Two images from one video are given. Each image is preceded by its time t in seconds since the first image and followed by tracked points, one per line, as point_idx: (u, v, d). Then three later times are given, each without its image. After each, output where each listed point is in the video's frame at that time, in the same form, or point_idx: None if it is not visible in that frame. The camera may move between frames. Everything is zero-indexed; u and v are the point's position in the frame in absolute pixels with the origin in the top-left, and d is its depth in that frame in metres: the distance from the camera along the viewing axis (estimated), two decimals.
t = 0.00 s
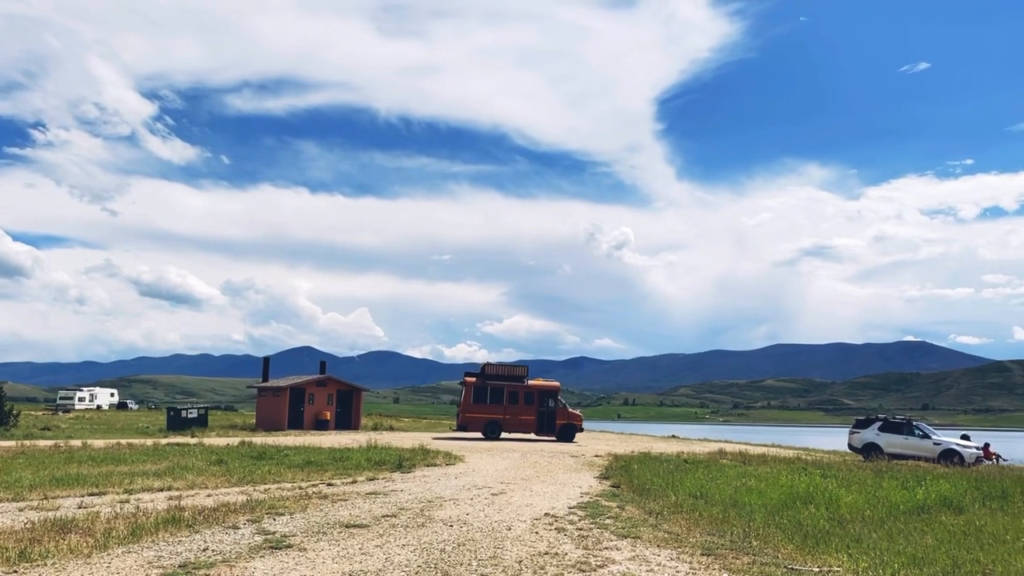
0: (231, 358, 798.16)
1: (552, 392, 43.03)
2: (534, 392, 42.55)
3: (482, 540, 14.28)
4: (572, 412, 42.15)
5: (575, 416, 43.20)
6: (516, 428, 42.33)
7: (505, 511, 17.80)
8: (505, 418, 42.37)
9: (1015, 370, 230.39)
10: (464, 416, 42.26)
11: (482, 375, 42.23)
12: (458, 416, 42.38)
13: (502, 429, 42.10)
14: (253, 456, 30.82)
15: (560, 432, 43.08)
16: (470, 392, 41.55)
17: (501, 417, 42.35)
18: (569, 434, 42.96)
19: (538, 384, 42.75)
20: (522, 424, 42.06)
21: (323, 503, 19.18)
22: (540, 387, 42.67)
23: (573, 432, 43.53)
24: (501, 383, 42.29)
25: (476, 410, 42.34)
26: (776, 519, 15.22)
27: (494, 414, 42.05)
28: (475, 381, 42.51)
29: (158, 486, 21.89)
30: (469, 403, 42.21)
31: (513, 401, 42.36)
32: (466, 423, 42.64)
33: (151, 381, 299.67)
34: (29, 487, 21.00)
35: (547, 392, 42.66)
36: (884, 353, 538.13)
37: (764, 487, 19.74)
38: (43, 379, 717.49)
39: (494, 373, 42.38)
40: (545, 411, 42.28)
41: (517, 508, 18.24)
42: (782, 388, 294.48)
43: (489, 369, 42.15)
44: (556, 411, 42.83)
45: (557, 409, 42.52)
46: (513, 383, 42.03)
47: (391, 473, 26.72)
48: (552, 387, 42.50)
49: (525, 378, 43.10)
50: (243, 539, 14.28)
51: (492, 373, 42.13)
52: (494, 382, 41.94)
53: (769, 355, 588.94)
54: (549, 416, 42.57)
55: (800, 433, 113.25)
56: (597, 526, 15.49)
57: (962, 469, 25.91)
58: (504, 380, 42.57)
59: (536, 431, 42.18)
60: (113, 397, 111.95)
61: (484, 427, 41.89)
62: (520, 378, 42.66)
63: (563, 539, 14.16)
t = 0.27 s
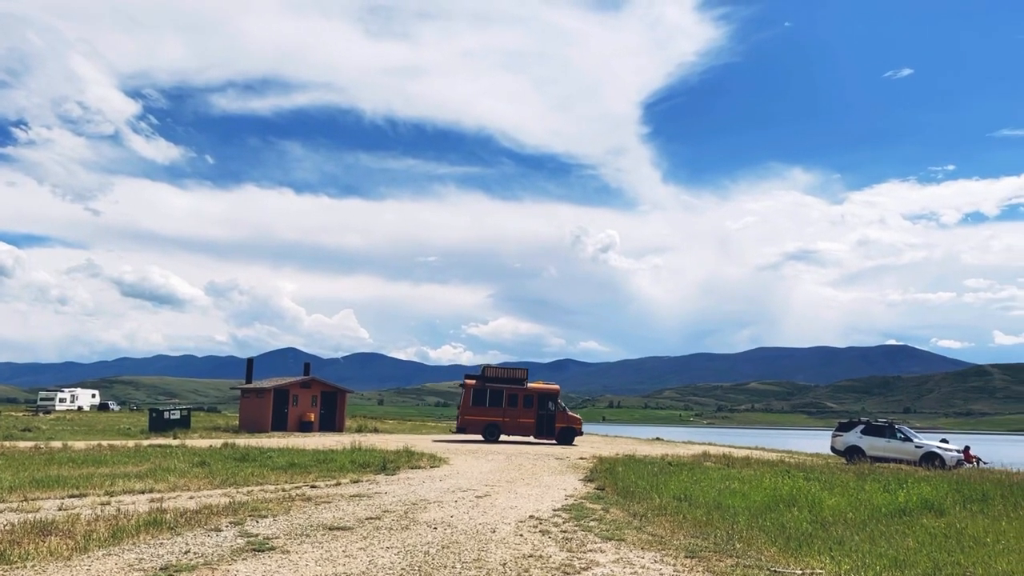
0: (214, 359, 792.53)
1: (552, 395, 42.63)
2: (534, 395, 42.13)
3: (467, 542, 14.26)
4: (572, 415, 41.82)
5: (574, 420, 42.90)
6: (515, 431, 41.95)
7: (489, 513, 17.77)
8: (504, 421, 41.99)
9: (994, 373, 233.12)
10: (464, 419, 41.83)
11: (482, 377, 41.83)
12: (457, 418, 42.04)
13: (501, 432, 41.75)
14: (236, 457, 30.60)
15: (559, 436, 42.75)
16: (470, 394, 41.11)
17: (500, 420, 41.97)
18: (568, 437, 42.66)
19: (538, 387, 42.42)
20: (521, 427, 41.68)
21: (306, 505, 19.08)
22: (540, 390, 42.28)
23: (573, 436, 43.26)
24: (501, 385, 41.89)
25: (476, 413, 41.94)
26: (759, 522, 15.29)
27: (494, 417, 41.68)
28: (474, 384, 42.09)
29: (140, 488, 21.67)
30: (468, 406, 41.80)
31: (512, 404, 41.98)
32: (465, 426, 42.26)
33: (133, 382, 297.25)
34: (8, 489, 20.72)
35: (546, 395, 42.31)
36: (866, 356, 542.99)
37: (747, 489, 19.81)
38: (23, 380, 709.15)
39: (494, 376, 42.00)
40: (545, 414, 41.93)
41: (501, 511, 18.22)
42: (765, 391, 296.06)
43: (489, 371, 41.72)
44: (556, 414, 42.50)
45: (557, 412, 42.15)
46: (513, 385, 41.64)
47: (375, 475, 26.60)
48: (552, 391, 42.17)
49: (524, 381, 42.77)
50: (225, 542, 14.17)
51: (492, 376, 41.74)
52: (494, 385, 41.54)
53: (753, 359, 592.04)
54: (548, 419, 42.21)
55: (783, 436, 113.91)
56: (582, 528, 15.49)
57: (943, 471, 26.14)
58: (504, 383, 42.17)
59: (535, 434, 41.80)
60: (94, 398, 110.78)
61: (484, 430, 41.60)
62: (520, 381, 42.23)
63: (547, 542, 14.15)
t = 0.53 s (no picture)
0: (198, 360, 787.29)
1: (552, 397, 42.23)
2: (533, 397, 41.79)
3: (452, 544, 14.21)
4: (571, 419, 41.45)
5: (574, 423, 42.53)
6: (514, 434, 41.71)
7: (474, 516, 17.71)
8: (504, 423, 41.79)
9: (975, 377, 235.39)
10: (463, 421, 41.69)
11: (482, 380, 41.63)
12: (457, 421, 41.92)
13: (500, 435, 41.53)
14: (219, 459, 30.41)
15: (559, 438, 42.39)
16: (469, 397, 40.94)
17: (500, 423, 41.79)
18: (569, 440, 42.28)
19: (538, 390, 42.06)
20: (521, 430, 41.42)
21: (290, 507, 18.96)
22: (540, 393, 41.93)
23: (574, 439, 42.82)
24: (501, 388, 41.65)
25: (475, 415, 41.77)
26: (743, 524, 15.36)
27: (493, 419, 41.47)
28: (474, 387, 41.91)
29: (122, 490, 21.44)
30: (468, 408, 41.64)
31: (512, 407, 41.72)
32: (465, 428, 42.09)
33: (116, 383, 294.82)
34: None
35: (546, 398, 41.98)
36: (849, 359, 547.11)
37: (732, 492, 19.86)
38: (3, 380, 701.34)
39: (494, 378, 41.75)
40: (544, 417, 41.56)
41: (486, 513, 18.17)
42: (750, 393, 297.75)
43: (489, 374, 41.50)
44: (556, 417, 42.12)
45: (556, 415, 41.78)
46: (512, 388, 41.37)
47: (360, 477, 26.49)
48: (551, 393, 41.82)
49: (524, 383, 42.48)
50: (208, 544, 14.05)
51: (492, 378, 41.52)
52: (493, 387, 41.31)
53: (738, 361, 595.04)
54: (548, 422, 41.83)
55: (767, 438, 114.59)
56: (567, 531, 15.47)
57: (924, 474, 26.34)
58: (503, 385, 41.90)
59: (534, 437, 41.46)
60: (76, 399, 109.76)
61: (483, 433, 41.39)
62: (520, 383, 41.91)
63: (532, 544, 14.13)
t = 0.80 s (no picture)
0: (182, 361, 781.97)
1: (553, 400, 41.94)
2: (533, 400, 41.56)
3: (437, 546, 14.16)
4: (572, 421, 41.06)
5: (575, 425, 42.17)
6: (515, 437, 41.52)
7: (460, 518, 17.66)
8: (505, 426, 41.65)
9: (957, 379, 237.74)
10: (463, 424, 41.66)
11: (482, 383, 41.60)
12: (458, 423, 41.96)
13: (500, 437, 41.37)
14: (203, 461, 30.15)
15: (560, 441, 42.05)
16: (469, 400, 40.93)
17: (501, 425, 41.66)
18: (569, 443, 41.90)
19: (538, 392, 41.82)
20: (521, 433, 41.19)
21: (274, 509, 18.83)
22: (541, 395, 41.71)
23: (575, 442, 42.42)
24: (501, 391, 41.54)
25: (475, 418, 41.72)
26: (728, 525, 15.41)
27: (493, 422, 41.36)
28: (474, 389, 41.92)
29: (104, 492, 21.22)
30: (468, 411, 41.63)
31: (512, 409, 41.55)
32: (466, 431, 42.05)
33: (98, 384, 292.22)
34: None
35: (546, 400, 41.69)
36: (833, 362, 550.96)
37: (717, 494, 19.92)
38: None
39: (494, 381, 41.67)
40: (544, 419, 41.25)
41: (472, 516, 18.11)
42: (735, 395, 299.15)
43: (489, 377, 41.44)
44: (556, 420, 41.78)
45: (557, 417, 41.45)
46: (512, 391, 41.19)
47: (345, 479, 26.37)
48: (551, 396, 41.62)
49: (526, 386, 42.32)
50: (192, 547, 13.93)
51: (492, 381, 41.43)
52: (493, 390, 41.23)
53: (724, 364, 597.66)
54: (549, 424, 41.53)
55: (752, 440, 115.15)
56: (552, 533, 15.47)
57: (907, 476, 26.61)
58: (503, 388, 41.79)
59: (534, 439, 41.17)
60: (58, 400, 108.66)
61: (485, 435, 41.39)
62: (520, 386, 41.74)
63: (518, 546, 14.11)
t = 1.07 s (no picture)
0: (165, 361, 776.37)
1: (553, 402, 41.77)
2: (533, 402, 41.42)
3: (422, 548, 14.12)
4: (572, 423, 40.77)
5: (576, 428, 41.89)
6: (515, 439, 41.38)
7: (445, 519, 17.62)
8: (505, 428, 41.52)
9: (939, 382, 239.98)
10: (463, 425, 41.60)
11: (482, 385, 41.60)
12: (458, 425, 41.97)
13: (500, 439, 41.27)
14: (187, 462, 29.94)
15: (561, 444, 41.75)
16: (468, 401, 40.94)
17: (501, 427, 41.55)
18: (569, 445, 41.68)
19: (538, 395, 41.65)
20: (520, 435, 41.01)
21: (258, 511, 18.72)
22: (541, 398, 41.57)
23: (575, 444, 42.15)
24: (501, 392, 41.48)
25: (475, 420, 41.65)
26: (712, 527, 15.48)
27: (493, 424, 41.27)
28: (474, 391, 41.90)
29: (86, 493, 21.03)
30: (468, 412, 41.61)
31: (512, 411, 41.43)
32: (466, 433, 42.00)
33: (81, 384, 289.61)
34: None
35: (546, 402, 41.52)
36: (817, 363, 554.68)
37: (702, 495, 20.02)
38: None
39: (494, 383, 41.64)
40: (545, 421, 41.04)
41: (457, 517, 18.07)
42: (720, 397, 300.78)
43: (489, 378, 41.40)
44: (557, 422, 41.53)
45: (557, 420, 41.23)
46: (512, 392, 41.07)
47: (330, 480, 26.33)
48: (552, 398, 41.50)
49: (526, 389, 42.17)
50: (174, 549, 13.81)
51: (492, 383, 41.38)
52: (493, 392, 41.19)
53: (709, 366, 600.45)
54: (549, 427, 41.33)
55: (736, 441, 115.74)
56: (537, 533, 15.48)
57: (890, 476, 26.83)
58: (504, 390, 41.74)
59: (534, 441, 40.98)
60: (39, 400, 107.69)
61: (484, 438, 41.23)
62: (520, 388, 41.65)
63: (503, 547, 14.11)
